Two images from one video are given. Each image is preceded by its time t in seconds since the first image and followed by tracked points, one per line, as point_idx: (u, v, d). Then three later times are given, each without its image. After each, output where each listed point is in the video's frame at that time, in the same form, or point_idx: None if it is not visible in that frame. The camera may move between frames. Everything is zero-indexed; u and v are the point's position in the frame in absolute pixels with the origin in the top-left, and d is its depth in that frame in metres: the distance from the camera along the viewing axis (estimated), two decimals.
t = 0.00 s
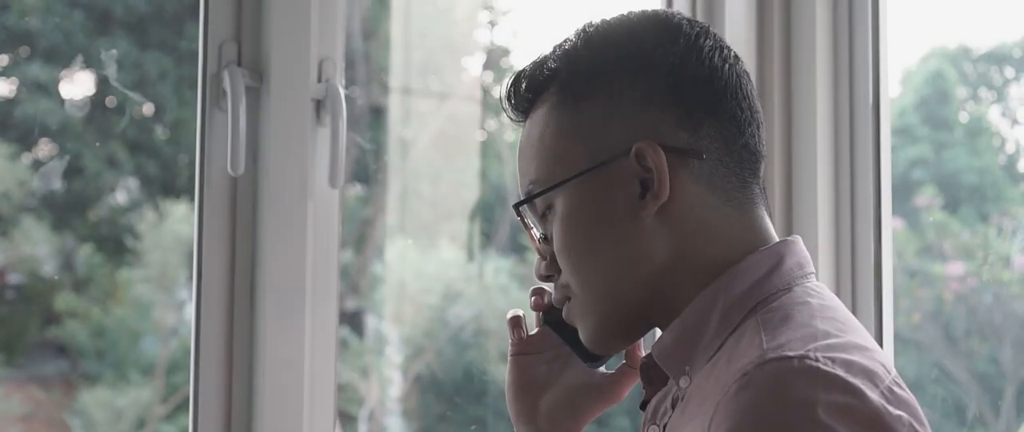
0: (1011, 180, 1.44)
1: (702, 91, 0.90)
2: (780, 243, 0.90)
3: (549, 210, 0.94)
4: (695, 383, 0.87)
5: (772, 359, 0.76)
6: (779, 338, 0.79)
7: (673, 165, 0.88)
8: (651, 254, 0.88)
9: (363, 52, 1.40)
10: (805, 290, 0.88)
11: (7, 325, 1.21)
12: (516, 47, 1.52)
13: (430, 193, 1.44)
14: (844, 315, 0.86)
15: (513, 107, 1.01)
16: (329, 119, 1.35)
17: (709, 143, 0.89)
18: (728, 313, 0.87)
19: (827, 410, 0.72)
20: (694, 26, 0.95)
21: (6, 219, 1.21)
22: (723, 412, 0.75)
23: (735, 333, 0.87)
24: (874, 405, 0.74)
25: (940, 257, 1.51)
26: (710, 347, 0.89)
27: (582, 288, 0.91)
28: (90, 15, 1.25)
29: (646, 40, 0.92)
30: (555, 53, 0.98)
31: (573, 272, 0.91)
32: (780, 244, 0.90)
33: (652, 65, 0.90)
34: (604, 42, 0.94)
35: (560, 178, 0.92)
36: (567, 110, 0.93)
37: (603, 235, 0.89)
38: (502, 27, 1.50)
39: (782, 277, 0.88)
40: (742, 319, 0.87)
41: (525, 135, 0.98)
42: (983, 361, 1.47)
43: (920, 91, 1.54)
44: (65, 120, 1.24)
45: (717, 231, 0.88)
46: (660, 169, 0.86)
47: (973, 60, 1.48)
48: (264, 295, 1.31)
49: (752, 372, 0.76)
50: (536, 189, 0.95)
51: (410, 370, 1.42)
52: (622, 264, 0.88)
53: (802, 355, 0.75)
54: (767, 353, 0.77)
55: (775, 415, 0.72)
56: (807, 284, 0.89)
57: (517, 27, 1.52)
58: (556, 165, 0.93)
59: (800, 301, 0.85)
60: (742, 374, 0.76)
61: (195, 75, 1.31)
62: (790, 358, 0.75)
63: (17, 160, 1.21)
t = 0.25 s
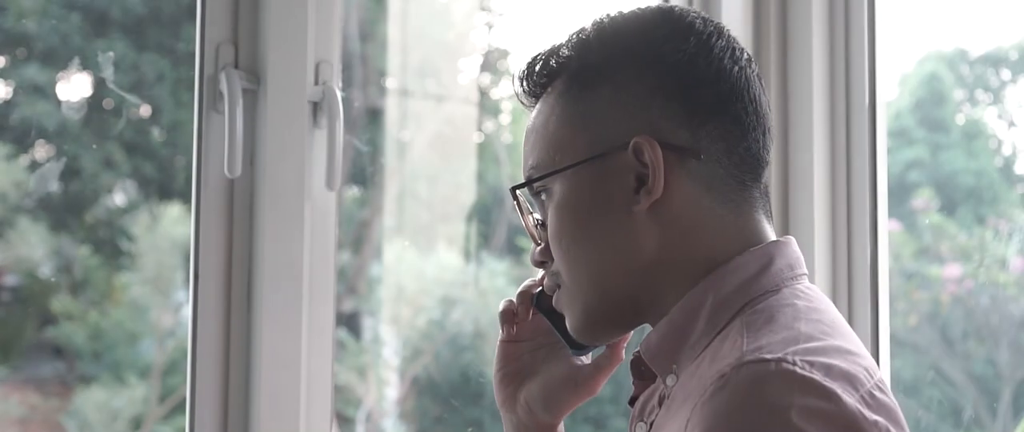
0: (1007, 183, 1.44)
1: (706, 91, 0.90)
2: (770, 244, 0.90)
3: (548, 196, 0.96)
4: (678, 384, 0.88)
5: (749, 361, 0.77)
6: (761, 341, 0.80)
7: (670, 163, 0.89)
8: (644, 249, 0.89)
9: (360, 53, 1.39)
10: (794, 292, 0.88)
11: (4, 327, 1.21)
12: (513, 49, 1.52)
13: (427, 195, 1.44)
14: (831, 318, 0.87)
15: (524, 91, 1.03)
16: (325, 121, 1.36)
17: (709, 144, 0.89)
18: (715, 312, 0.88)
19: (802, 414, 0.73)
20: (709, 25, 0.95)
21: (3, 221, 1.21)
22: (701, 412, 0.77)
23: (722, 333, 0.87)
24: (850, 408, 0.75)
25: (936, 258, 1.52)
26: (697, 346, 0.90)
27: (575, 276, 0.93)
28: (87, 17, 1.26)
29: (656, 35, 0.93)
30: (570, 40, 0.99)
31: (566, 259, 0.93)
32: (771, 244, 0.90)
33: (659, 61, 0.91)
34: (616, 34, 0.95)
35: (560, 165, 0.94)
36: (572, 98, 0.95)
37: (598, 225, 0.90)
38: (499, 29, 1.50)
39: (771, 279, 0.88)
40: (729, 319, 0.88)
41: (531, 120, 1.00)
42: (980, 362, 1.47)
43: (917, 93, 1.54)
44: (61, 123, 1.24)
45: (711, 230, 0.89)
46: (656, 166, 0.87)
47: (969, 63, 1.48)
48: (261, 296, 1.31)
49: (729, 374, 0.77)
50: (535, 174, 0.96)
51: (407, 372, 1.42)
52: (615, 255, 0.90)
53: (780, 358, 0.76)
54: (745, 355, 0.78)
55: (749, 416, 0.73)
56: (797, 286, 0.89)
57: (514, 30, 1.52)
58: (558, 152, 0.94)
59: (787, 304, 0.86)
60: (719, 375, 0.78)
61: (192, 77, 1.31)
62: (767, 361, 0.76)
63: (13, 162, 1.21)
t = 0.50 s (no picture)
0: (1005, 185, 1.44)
1: (714, 93, 0.92)
2: (762, 247, 0.92)
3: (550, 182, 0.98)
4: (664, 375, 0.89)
5: (743, 356, 0.78)
6: (753, 336, 0.82)
7: (672, 160, 0.90)
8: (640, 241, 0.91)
9: (357, 56, 1.39)
10: (784, 295, 0.90)
11: None
12: (510, 51, 1.52)
13: (424, 197, 1.44)
14: (819, 323, 0.88)
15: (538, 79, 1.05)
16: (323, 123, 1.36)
17: (711, 146, 0.91)
18: (706, 309, 0.89)
19: (793, 410, 0.75)
20: (726, 32, 0.97)
21: None
22: (692, 402, 0.78)
23: (711, 329, 0.89)
24: (837, 408, 0.77)
25: (934, 260, 1.52)
26: (684, 340, 0.91)
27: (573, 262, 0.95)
28: (84, 20, 1.25)
29: (671, 35, 0.95)
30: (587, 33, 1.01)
31: (565, 245, 0.95)
32: (764, 247, 0.92)
33: (670, 61, 0.93)
34: (631, 32, 0.97)
35: (564, 153, 0.96)
36: (582, 89, 0.97)
37: (598, 214, 0.93)
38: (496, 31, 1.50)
39: (762, 281, 0.90)
40: (720, 315, 0.89)
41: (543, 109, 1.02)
42: (977, 363, 1.47)
43: (914, 95, 1.54)
44: (58, 125, 1.23)
45: (707, 229, 0.91)
46: (656, 160, 0.89)
47: (966, 65, 1.48)
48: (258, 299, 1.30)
49: (722, 367, 0.78)
50: (539, 160, 0.99)
51: (404, 374, 1.43)
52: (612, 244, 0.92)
53: (773, 355, 0.78)
54: (739, 350, 0.80)
55: (742, 410, 0.75)
56: (787, 289, 0.91)
57: (511, 32, 1.52)
58: (564, 139, 0.97)
59: (778, 305, 0.87)
60: (712, 368, 0.79)
61: (189, 79, 1.31)
62: (761, 357, 0.77)
63: (10, 164, 1.21)
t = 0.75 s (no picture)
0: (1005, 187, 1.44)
1: (712, 105, 0.93)
2: (742, 257, 0.94)
3: (545, 173, 1.00)
4: (639, 374, 0.92)
5: (716, 362, 0.80)
6: (728, 343, 0.84)
7: (662, 166, 0.92)
8: (626, 240, 0.93)
9: (358, 57, 1.39)
10: (760, 304, 0.92)
11: None
12: (510, 53, 1.52)
13: (425, 198, 1.44)
14: (792, 333, 0.90)
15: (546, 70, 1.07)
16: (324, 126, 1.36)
17: (702, 156, 0.93)
18: (683, 313, 0.91)
19: (762, 417, 0.77)
20: (732, 45, 0.98)
21: None
22: (665, 404, 0.79)
23: (687, 332, 0.91)
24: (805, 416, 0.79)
25: (934, 262, 1.52)
26: (659, 341, 0.93)
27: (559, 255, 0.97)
28: (84, 21, 1.25)
29: (676, 42, 0.96)
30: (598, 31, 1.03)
31: (553, 237, 0.97)
32: (744, 257, 0.93)
33: (671, 68, 0.94)
34: (637, 35, 0.98)
35: (560, 147, 0.98)
36: (583, 86, 0.98)
37: (588, 211, 0.95)
38: (496, 33, 1.51)
39: (739, 290, 0.92)
40: (698, 319, 0.91)
41: (547, 100, 1.04)
42: (978, 365, 1.47)
43: (915, 97, 1.54)
44: (58, 127, 1.23)
45: (692, 235, 0.93)
46: (646, 164, 0.91)
47: (966, 67, 1.48)
48: (259, 301, 1.30)
49: (694, 371, 0.79)
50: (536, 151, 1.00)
51: (405, 375, 1.43)
52: (598, 242, 0.94)
53: (745, 363, 0.79)
54: (713, 356, 0.81)
55: (714, 413, 0.76)
56: (763, 299, 0.93)
57: (512, 33, 1.52)
58: (562, 134, 0.98)
59: (753, 314, 0.89)
60: (685, 373, 0.80)
61: (190, 81, 1.31)
62: (733, 364, 0.79)
63: (10, 166, 1.21)
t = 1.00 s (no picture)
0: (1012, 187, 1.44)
1: (702, 117, 0.97)
2: (721, 262, 0.97)
3: (538, 176, 1.04)
4: (618, 373, 0.96)
5: (685, 362, 0.83)
6: (700, 345, 0.87)
7: (651, 174, 0.96)
8: (614, 244, 0.97)
9: (364, 59, 1.40)
10: (736, 309, 0.95)
11: (7, 333, 1.21)
12: (516, 55, 1.53)
13: (430, 199, 1.44)
14: (765, 337, 0.94)
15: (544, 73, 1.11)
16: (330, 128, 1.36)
17: (689, 165, 0.97)
18: (663, 315, 0.95)
19: (728, 416, 0.79)
20: (724, 59, 1.02)
21: (7, 226, 1.21)
22: (636, 403, 0.82)
23: (665, 334, 0.95)
24: (769, 417, 0.82)
25: (941, 262, 1.51)
26: (639, 342, 0.97)
27: (549, 254, 1.01)
28: (92, 24, 1.26)
29: (670, 54, 1.00)
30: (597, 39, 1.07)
31: (543, 237, 1.01)
32: (723, 262, 0.97)
33: (664, 79, 0.98)
34: (633, 45, 1.02)
35: (553, 151, 1.02)
36: (579, 93, 1.02)
37: (577, 214, 0.99)
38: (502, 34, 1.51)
39: (717, 294, 0.95)
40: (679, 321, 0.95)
41: (543, 103, 1.08)
42: (985, 365, 1.47)
43: (921, 98, 1.54)
44: (66, 129, 1.24)
45: (677, 241, 0.97)
46: (634, 172, 0.95)
47: (973, 67, 1.48)
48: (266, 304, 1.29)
49: (664, 371, 0.82)
50: (530, 153, 1.04)
51: (410, 377, 1.43)
52: (586, 244, 0.98)
53: (714, 364, 0.82)
54: (683, 356, 0.84)
55: (682, 412, 0.79)
56: (740, 303, 0.96)
57: (517, 35, 1.53)
58: (555, 138, 1.02)
59: (727, 317, 0.93)
60: (655, 372, 0.83)
61: (197, 83, 1.31)
62: (701, 365, 0.82)
63: (16, 167, 1.21)
